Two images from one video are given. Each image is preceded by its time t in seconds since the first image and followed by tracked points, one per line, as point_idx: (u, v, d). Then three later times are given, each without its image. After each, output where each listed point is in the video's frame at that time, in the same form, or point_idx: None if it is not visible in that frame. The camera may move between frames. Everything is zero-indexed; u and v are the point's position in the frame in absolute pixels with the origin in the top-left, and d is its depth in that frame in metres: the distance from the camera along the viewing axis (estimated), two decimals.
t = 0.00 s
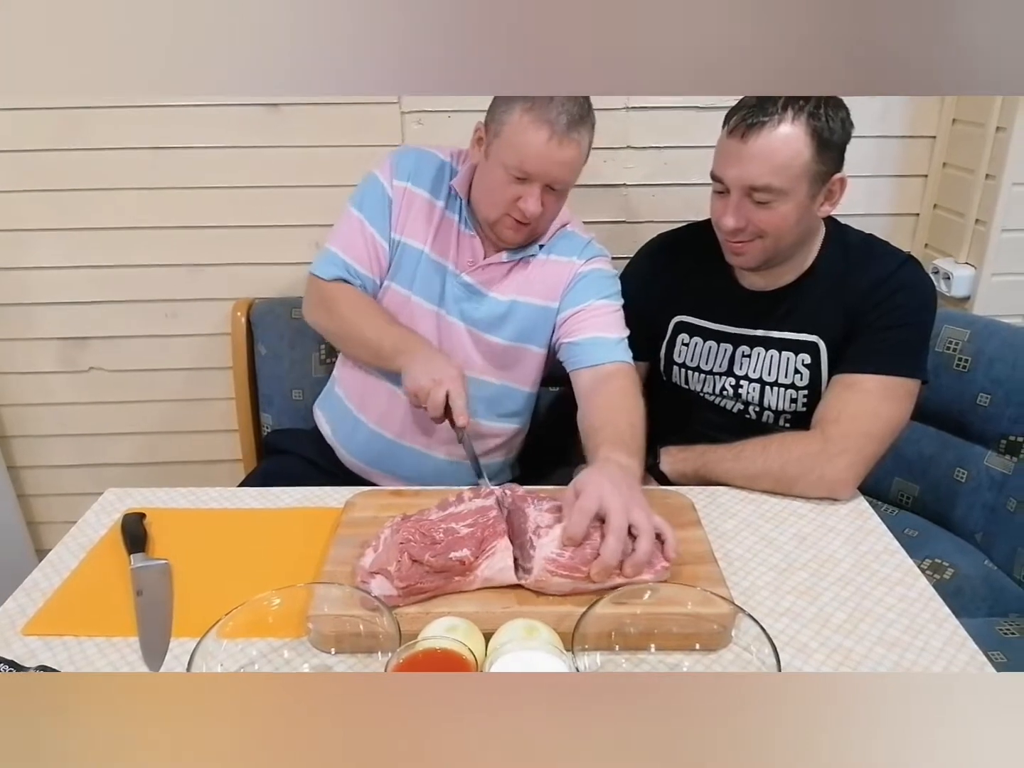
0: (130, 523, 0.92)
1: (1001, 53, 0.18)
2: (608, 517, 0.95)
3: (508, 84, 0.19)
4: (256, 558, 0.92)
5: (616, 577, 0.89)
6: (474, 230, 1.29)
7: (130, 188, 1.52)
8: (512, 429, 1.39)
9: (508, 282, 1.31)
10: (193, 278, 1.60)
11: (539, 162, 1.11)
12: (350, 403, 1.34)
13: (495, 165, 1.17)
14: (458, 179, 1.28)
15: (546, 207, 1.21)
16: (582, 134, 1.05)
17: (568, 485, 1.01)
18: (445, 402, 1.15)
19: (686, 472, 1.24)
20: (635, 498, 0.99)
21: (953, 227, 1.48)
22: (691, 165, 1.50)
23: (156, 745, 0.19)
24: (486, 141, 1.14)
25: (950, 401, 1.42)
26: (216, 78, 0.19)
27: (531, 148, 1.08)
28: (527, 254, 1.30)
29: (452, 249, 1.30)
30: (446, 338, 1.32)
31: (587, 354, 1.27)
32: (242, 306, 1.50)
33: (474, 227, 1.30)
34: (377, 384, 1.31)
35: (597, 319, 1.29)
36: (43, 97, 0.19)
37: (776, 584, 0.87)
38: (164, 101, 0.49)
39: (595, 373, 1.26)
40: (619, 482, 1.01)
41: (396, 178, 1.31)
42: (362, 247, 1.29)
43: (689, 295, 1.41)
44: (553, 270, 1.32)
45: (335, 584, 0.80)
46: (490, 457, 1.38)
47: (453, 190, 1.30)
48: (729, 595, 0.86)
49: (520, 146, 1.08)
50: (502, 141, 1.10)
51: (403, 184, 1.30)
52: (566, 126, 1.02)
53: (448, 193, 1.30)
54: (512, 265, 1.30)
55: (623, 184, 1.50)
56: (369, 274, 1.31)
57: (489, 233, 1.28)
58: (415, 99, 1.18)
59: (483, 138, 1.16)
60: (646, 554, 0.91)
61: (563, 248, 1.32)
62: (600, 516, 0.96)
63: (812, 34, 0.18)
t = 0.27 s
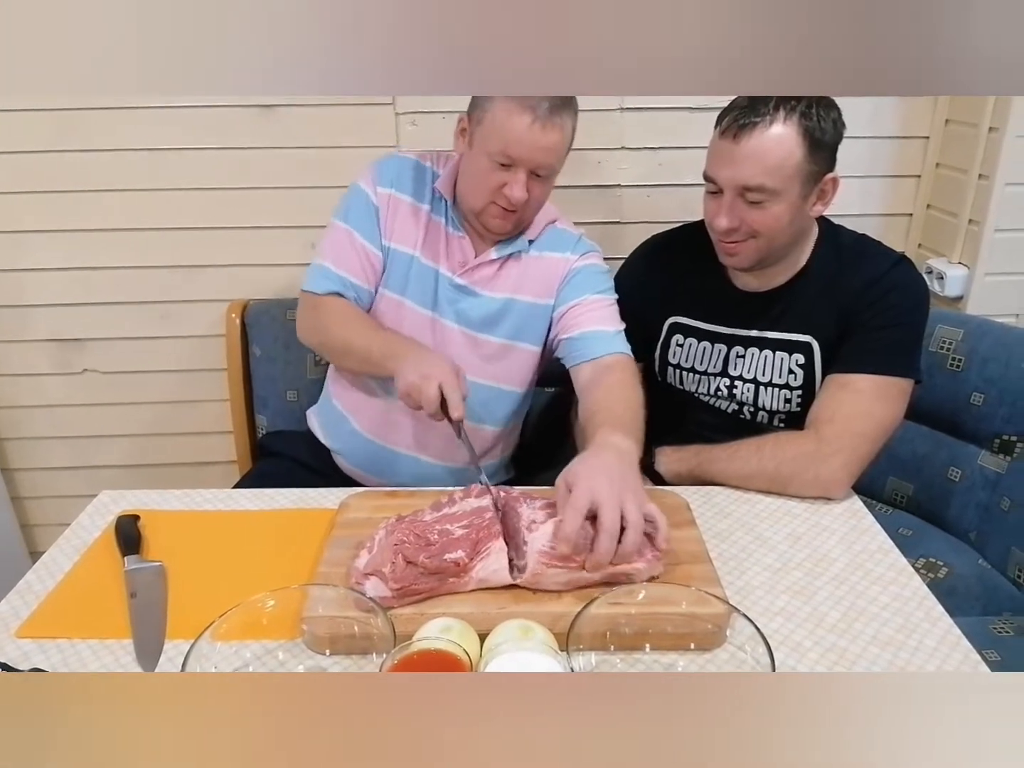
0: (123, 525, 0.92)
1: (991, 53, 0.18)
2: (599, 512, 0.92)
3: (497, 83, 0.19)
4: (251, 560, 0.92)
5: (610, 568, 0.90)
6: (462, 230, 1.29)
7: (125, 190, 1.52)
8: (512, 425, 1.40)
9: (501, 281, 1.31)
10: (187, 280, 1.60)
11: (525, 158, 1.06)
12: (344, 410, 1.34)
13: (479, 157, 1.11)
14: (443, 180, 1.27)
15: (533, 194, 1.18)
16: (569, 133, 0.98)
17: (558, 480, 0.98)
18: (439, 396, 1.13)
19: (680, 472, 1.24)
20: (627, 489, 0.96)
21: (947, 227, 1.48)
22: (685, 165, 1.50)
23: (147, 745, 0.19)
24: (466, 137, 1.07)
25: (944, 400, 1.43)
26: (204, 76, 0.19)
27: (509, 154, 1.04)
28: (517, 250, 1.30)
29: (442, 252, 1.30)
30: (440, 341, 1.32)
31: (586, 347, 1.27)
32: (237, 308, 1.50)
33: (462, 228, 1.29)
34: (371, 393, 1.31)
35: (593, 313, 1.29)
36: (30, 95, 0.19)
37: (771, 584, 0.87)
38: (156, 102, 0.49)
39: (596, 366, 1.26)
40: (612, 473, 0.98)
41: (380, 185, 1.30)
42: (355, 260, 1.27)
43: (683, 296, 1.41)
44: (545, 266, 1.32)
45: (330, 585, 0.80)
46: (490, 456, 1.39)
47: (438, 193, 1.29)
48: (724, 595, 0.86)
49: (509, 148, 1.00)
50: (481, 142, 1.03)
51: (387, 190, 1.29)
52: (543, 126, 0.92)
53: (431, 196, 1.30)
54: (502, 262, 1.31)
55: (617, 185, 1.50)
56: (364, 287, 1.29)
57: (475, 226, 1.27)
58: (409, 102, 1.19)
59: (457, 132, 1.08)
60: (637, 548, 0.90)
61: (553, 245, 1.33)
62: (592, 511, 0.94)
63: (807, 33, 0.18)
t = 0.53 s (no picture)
0: (123, 524, 0.92)
1: (992, 55, 0.18)
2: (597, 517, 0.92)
3: (494, 83, 0.19)
4: (251, 560, 0.92)
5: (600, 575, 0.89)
6: (467, 233, 1.29)
7: (124, 189, 1.52)
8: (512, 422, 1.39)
9: (504, 285, 1.31)
10: (187, 279, 1.60)
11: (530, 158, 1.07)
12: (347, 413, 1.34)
13: (482, 155, 1.12)
14: (443, 183, 1.28)
15: (536, 193, 1.19)
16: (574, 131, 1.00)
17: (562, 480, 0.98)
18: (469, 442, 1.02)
19: (680, 472, 1.24)
20: (627, 496, 0.96)
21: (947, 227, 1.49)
22: (685, 165, 1.50)
23: (144, 745, 0.19)
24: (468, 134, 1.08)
25: (943, 400, 1.43)
26: (202, 76, 0.19)
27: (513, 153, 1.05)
28: (520, 251, 1.31)
29: (445, 256, 1.29)
30: (444, 346, 1.32)
31: (580, 342, 1.27)
32: (236, 307, 1.49)
33: (464, 231, 1.29)
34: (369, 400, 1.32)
35: (586, 309, 1.28)
36: (29, 96, 0.19)
37: (770, 583, 0.87)
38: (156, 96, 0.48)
39: (590, 361, 1.25)
40: (610, 481, 0.97)
41: (387, 191, 1.27)
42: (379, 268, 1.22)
43: (682, 296, 1.41)
44: (546, 266, 1.32)
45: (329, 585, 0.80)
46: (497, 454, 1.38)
47: (442, 198, 1.28)
48: (723, 595, 0.86)
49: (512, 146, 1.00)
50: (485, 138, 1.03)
51: (395, 196, 1.27)
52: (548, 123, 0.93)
53: (436, 202, 1.29)
54: (504, 265, 1.31)
55: (616, 184, 1.50)
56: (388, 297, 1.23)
57: (479, 227, 1.28)
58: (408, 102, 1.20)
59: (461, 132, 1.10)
60: (629, 555, 0.90)
61: (553, 245, 1.33)
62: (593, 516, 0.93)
63: (813, 34, 0.18)
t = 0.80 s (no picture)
0: (122, 524, 0.92)
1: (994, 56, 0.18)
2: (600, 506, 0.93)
3: (493, 82, 0.19)
4: (250, 560, 0.92)
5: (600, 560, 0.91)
6: (473, 237, 1.28)
7: (121, 188, 1.51)
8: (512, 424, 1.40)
9: (510, 291, 1.31)
10: (185, 278, 1.60)
11: (538, 167, 1.08)
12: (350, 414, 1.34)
13: (492, 163, 1.13)
14: (450, 185, 1.27)
15: (544, 206, 1.19)
16: (584, 143, 1.04)
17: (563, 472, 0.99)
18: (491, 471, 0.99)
19: (679, 472, 1.24)
20: (629, 490, 0.96)
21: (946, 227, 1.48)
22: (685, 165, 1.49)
23: (142, 746, 0.19)
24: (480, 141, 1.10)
25: (943, 401, 1.43)
26: (199, 75, 0.19)
27: (523, 158, 1.06)
28: (527, 257, 1.30)
29: (453, 260, 1.29)
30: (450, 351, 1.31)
31: (585, 353, 1.27)
32: (235, 306, 1.49)
33: (471, 234, 1.28)
34: (371, 406, 1.32)
35: (590, 317, 1.29)
36: (26, 93, 0.19)
37: (770, 584, 0.87)
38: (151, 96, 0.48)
39: (595, 372, 1.26)
40: (614, 474, 0.98)
41: (399, 191, 1.25)
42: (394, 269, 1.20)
43: (682, 296, 1.41)
44: (552, 271, 1.32)
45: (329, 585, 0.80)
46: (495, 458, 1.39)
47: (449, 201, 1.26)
48: (723, 595, 0.86)
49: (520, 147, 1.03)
50: (498, 144, 1.06)
51: (408, 196, 1.25)
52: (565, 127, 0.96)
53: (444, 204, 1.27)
54: (511, 270, 1.30)
55: (616, 183, 1.50)
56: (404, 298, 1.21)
57: (486, 234, 1.27)
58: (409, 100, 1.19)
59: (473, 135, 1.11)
60: (628, 545, 0.91)
61: (559, 249, 1.33)
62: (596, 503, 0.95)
63: (815, 34, 0.18)
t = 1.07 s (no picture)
0: (118, 527, 0.92)
1: (990, 61, 0.18)
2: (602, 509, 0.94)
3: (492, 83, 0.19)
4: (246, 563, 0.91)
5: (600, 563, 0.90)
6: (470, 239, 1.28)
7: (117, 190, 1.51)
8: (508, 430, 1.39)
9: (507, 293, 1.31)
10: (182, 280, 1.59)
11: (537, 174, 1.11)
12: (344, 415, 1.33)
13: (492, 168, 1.16)
14: (449, 186, 1.27)
15: (543, 214, 1.20)
16: (582, 154, 1.09)
17: (567, 475, 1.00)
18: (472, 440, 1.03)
19: (676, 473, 1.24)
20: (632, 494, 0.97)
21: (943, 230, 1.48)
22: (681, 167, 1.50)
23: (139, 747, 0.19)
24: (482, 144, 1.14)
25: (939, 402, 1.44)
26: (199, 75, 0.19)
27: (525, 162, 1.10)
28: (526, 260, 1.30)
29: (449, 260, 1.29)
30: (444, 352, 1.31)
31: (584, 358, 1.27)
32: (231, 309, 1.48)
33: (468, 237, 1.29)
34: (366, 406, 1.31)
35: (591, 322, 1.29)
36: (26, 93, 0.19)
37: (766, 586, 0.88)
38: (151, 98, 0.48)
39: (593, 377, 1.26)
40: (617, 478, 0.99)
41: (388, 191, 1.27)
42: (369, 271, 1.22)
43: (679, 299, 1.41)
44: (550, 276, 1.32)
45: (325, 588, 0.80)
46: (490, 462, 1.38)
47: (446, 201, 1.28)
48: (720, 597, 0.86)
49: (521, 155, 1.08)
50: (500, 147, 1.10)
51: (397, 197, 1.27)
52: (567, 133, 1.03)
53: (440, 204, 1.28)
54: (508, 273, 1.30)
55: (613, 185, 1.50)
56: (379, 297, 1.23)
57: (484, 239, 1.27)
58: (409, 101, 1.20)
59: (478, 139, 1.16)
60: (628, 549, 0.91)
61: (558, 252, 1.32)
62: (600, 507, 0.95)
63: (812, 38, 0.18)
